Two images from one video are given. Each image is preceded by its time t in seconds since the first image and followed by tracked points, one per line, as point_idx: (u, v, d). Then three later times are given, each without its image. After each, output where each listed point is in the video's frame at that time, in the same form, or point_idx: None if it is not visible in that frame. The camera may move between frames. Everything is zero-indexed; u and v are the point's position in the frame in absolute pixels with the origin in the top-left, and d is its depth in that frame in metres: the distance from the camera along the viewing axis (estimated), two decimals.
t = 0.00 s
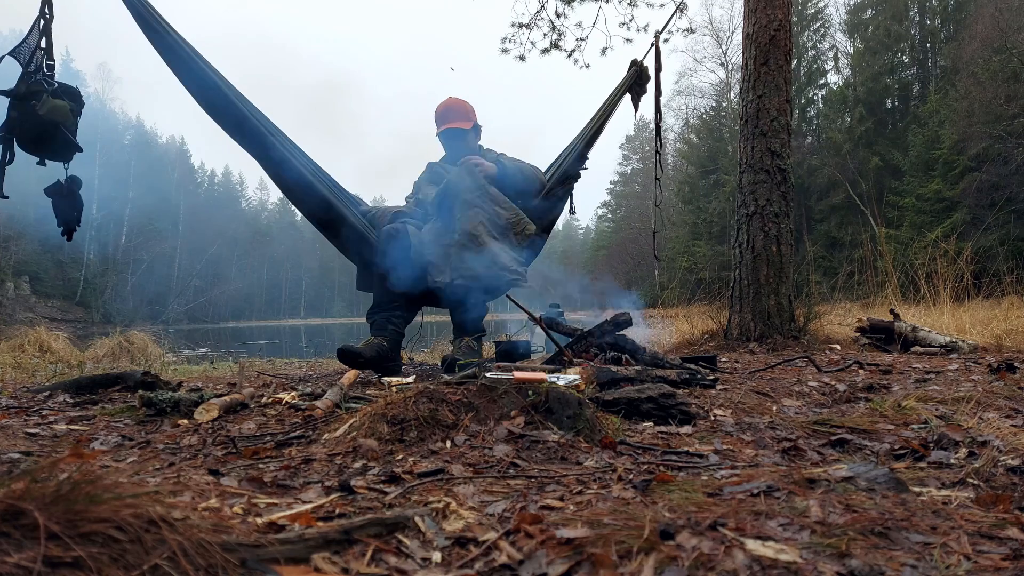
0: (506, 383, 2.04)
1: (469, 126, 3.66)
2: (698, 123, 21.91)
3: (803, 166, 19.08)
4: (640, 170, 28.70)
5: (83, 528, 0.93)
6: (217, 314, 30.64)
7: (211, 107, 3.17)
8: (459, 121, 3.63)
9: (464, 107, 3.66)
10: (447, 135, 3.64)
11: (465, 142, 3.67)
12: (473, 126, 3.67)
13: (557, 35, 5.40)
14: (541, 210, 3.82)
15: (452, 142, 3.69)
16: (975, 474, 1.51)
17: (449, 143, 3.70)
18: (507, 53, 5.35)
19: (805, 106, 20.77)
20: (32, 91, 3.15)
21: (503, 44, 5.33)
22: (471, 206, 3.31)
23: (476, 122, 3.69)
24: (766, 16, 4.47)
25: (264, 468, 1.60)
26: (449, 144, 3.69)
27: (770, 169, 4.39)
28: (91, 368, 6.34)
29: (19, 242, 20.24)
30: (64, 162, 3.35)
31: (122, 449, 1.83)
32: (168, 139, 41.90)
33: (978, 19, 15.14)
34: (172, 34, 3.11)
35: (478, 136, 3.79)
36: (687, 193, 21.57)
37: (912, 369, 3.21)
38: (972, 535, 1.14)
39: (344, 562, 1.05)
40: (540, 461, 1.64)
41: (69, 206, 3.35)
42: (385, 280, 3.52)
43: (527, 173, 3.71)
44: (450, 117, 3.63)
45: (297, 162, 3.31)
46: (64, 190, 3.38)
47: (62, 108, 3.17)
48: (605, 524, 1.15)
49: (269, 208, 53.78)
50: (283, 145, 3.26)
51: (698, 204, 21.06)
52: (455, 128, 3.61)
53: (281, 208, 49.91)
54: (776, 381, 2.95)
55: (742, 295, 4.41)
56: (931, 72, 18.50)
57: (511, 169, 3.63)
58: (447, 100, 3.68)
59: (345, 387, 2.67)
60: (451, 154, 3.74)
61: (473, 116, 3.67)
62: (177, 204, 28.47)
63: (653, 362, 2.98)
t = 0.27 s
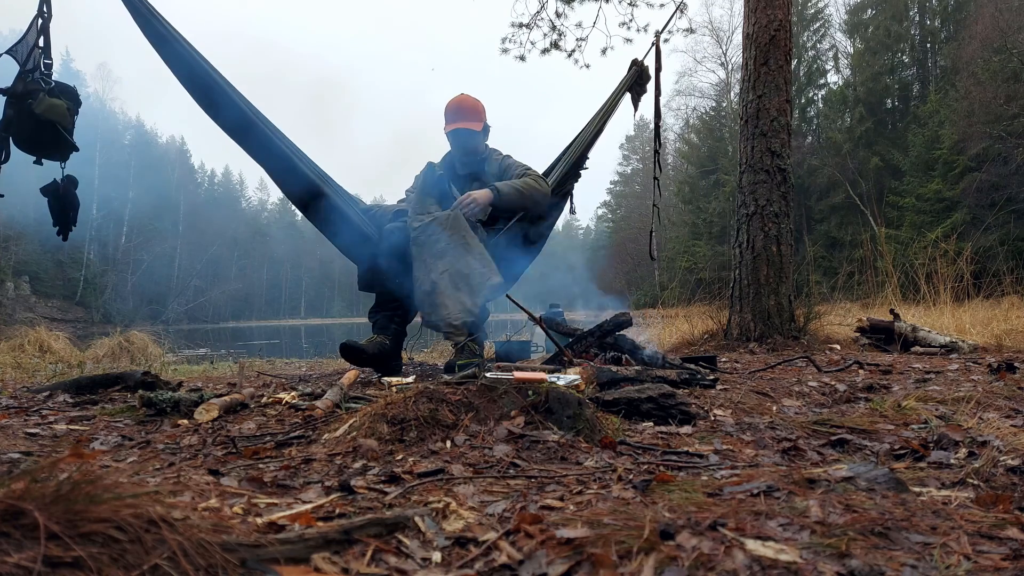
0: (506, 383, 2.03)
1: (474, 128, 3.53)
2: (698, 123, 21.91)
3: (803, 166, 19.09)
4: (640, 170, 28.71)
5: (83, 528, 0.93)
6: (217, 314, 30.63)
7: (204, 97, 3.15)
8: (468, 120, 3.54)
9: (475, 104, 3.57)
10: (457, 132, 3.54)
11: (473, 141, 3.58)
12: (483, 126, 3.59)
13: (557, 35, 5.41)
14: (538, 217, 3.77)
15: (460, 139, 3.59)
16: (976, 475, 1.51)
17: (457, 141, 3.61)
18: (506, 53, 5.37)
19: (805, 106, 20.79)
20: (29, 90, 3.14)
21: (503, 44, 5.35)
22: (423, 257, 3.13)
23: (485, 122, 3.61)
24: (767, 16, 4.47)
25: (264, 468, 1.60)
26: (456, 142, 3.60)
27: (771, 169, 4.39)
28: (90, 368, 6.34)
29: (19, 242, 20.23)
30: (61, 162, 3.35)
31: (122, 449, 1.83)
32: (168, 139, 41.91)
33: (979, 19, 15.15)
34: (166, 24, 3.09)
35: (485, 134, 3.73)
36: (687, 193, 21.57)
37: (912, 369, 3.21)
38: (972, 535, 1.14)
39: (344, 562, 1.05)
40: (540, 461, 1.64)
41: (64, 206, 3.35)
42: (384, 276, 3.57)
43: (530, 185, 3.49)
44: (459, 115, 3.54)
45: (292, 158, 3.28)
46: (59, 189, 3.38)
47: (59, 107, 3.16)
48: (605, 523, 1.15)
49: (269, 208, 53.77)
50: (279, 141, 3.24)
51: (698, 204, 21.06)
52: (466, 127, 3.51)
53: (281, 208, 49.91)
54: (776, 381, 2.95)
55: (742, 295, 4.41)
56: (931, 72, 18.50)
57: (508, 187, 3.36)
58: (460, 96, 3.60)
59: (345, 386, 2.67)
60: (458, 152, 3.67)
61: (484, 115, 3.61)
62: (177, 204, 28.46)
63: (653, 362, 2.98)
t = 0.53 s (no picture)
0: (506, 383, 2.03)
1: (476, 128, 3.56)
2: (698, 123, 21.92)
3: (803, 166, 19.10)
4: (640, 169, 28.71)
5: (84, 528, 0.93)
6: (217, 314, 30.62)
7: (196, 88, 3.13)
8: (470, 119, 3.57)
9: (477, 104, 3.60)
10: (457, 133, 3.59)
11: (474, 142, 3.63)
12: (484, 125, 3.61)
13: (557, 35, 5.42)
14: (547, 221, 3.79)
15: (462, 139, 3.62)
16: (975, 474, 1.51)
17: (459, 142, 3.65)
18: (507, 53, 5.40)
19: (805, 106, 20.80)
20: (28, 87, 3.14)
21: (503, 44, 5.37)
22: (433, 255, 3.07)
23: (488, 122, 3.65)
24: (767, 16, 4.47)
25: (264, 468, 1.60)
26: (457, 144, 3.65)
27: (770, 169, 4.39)
28: (91, 368, 6.34)
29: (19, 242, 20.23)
30: (59, 160, 3.34)
31: (122, 449, 1.83)
32: (168, 140, 41.94)
33: (979, 19, 15.15)
34: (155, 13, 3.07)
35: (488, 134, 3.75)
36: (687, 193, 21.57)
37: (912, 369, 3.21)
38: (972, 535, 1.14)
39: (343, 562, 1.05)
40: (540, 461, 1.64)
41: (61, 205, 3.34)
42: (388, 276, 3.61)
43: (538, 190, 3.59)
44: (460, 116, 3.59)
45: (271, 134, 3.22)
46: (57, 188, 3.38)
47: (57, 105, 3.16)
48: (605, 523, 1.16)
49: (269, 208, 53.80)
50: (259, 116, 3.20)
51: (698, 204, 21.07)
52: (467, 127, 3.54)
53: (281, 208, 49.91)
54: (775, 381, 2.95)
55: (742, 295, 4.41)
56: (931, 71, 18.49)
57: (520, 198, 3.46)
58: (460, 95, 3.63)
59: (345, 386, 2.67)
60: (459, 152, 3.70)
61: (486, 114, 3.64)
62: (176, 206, 28.69)
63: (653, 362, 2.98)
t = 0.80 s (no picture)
0: (506, 383, 2.03)
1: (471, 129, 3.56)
2: (698, 123, 21.91)
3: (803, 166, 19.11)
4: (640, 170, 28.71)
5: (83, 528, 0.93)
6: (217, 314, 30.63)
7: (196, 87, 3.12)
8: (468, 122, 3.58)
9: (473, 106, 3.60)
10: (454, 134, 3.58)
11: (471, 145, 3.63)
12: (480, 126, 3.61)
13: (557, 35, 5.43)
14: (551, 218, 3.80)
15: (459, 142, 3.63)
16: (975, 475, 1.51)
17: (456, 144, 3.65)
18: (507, 53, 5.40)
19: (805, 106, 20.80)
20: (30, 87, 3.14)
21: (503, 44, 5.37)
22: (449, 259, 3.06)
23: (486, 122, 3.64)
24: (767, 16, 4.47)
25: (264, 468, 1.60)
26: (454, 146, 3.65)
27: (770, 169, 4.39)
28: (91, 368, 6.33)
29: (19, 242, 20.25)
30: (62, 159, 3.34)
31: (121, 449, 1.83)
32: (168, 140, 41.95)
33: (979, 20, 15.15)
34: (157, 12, 3.06)
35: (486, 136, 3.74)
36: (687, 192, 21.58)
37: (912, 369, 3.21)
38: (972, 535, 1.14)
39: (343, 562, 1.05)
40: (540, 462, 1.64)
41: (65, 204, 3.34)
42: (389, 277, 3.60)
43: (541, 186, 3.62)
44: (458, 118, 3.58)
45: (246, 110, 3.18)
46: (60, 188, 3.38)
47: (60, 104, 3.16)
48: (605, 523, 1.15)
49: (269, 208, 53.81)
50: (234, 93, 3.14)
51: (698, 204, 21.07)
52: (463, 130, 3.53)
53: (281, 208, 49.92)
54: (776, 381, 2.95)
55: (742, 295, 4.41)
56: (931, 71, 18.49)
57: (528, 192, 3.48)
58: (456, 96, 3.63)
59: (344, 386, 2.67)
60: (457, 154, 3.70)
61: (484, 115, 3.63)
62: (175, 207, 28.84)
63: (653, 362, 2.98)
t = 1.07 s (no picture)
0: (506, 383, 2.03)
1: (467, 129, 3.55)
2: (698, 123, 21.91)
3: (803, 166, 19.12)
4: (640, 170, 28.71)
5: (83, 528, 0.93)
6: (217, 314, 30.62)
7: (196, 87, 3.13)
8: (464, 121, 3.55)
9: (470, 107, 3.59)
10: (450, 135, 3.57)
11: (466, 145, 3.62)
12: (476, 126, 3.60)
13: (557, 35, 5.43)
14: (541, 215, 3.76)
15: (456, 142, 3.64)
16: (975, 475, 1.51)
17: (452, 144, 3.65)
18: (506, 53, 5.40)
19: (805, 106, 20.81)
20: (34, 89, 3.14)
21: (502, 44, 5.37)
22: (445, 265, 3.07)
23: (482, 122, 3.63)
24: (767, 16, 4.47)
25: (264, 468, 1.60)
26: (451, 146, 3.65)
27: (771, 169, 4.39)
28: (91, 368, 6.33)
29: (19, 242, 20.25)
30: (66, 160, 3.34)
31: (122, 449, 1.83)
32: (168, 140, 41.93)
33: (979, 20, 15.15)
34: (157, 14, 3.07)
35: (482, 135, 3.73)
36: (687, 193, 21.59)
37: (912, 369, 3.21)
38: (972, 534, 1.14)
39: (343, 562, 1.05)
40: (540, 461, 1.64)
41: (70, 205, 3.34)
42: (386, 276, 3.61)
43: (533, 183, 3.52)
44: (453, 118, 3.56)
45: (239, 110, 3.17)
46: (65, 189, 3.38)
47: (64, 104, 3.16)
48: (605, 523, 1.16)
49: (269, 208, 53.82)
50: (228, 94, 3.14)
51: (698, 204, 21.07)
52: (459, 130, 3.52)
53: (281, 208, 49.92)
54: (775, 381, 2.95)
55: (742, 295, 4.41)
56: (931, 71, 18.49)
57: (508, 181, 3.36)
58: (455, 97, 3.62)
59: (345, 386, 2.67)
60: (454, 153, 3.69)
61: (479, 115, 3.62)
62: (175, 207, 28.90)
63: (653, 362, 2.98)
